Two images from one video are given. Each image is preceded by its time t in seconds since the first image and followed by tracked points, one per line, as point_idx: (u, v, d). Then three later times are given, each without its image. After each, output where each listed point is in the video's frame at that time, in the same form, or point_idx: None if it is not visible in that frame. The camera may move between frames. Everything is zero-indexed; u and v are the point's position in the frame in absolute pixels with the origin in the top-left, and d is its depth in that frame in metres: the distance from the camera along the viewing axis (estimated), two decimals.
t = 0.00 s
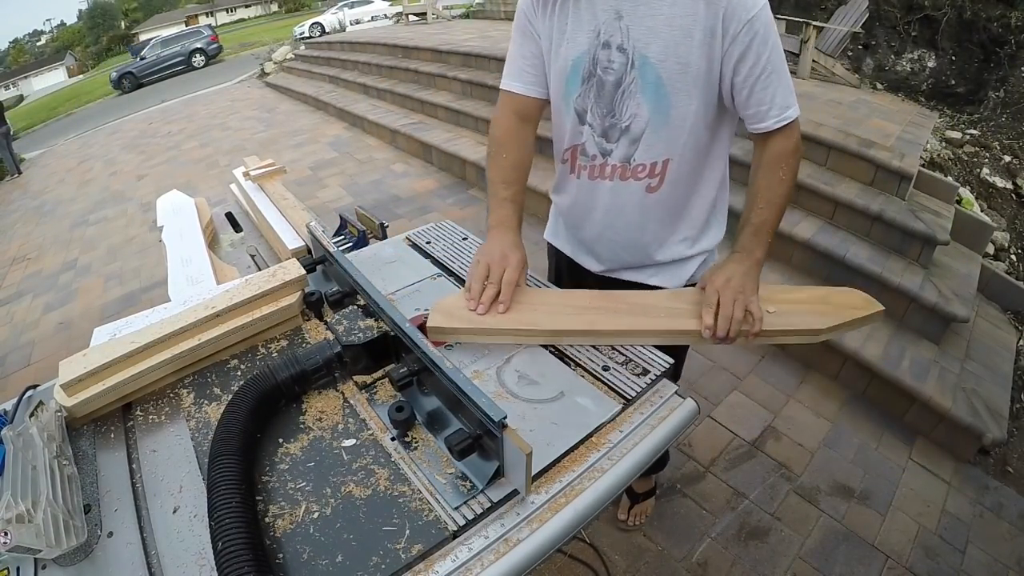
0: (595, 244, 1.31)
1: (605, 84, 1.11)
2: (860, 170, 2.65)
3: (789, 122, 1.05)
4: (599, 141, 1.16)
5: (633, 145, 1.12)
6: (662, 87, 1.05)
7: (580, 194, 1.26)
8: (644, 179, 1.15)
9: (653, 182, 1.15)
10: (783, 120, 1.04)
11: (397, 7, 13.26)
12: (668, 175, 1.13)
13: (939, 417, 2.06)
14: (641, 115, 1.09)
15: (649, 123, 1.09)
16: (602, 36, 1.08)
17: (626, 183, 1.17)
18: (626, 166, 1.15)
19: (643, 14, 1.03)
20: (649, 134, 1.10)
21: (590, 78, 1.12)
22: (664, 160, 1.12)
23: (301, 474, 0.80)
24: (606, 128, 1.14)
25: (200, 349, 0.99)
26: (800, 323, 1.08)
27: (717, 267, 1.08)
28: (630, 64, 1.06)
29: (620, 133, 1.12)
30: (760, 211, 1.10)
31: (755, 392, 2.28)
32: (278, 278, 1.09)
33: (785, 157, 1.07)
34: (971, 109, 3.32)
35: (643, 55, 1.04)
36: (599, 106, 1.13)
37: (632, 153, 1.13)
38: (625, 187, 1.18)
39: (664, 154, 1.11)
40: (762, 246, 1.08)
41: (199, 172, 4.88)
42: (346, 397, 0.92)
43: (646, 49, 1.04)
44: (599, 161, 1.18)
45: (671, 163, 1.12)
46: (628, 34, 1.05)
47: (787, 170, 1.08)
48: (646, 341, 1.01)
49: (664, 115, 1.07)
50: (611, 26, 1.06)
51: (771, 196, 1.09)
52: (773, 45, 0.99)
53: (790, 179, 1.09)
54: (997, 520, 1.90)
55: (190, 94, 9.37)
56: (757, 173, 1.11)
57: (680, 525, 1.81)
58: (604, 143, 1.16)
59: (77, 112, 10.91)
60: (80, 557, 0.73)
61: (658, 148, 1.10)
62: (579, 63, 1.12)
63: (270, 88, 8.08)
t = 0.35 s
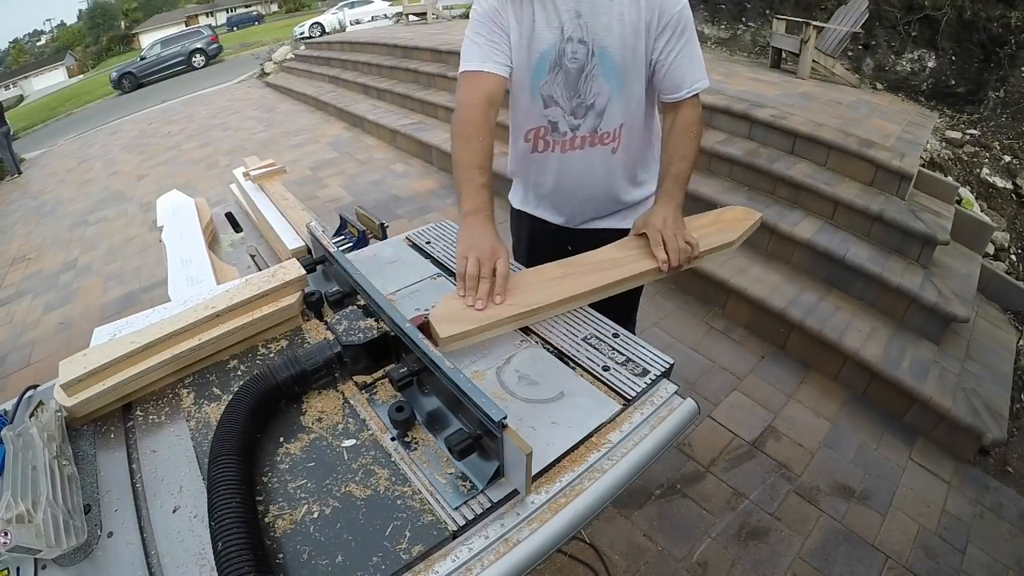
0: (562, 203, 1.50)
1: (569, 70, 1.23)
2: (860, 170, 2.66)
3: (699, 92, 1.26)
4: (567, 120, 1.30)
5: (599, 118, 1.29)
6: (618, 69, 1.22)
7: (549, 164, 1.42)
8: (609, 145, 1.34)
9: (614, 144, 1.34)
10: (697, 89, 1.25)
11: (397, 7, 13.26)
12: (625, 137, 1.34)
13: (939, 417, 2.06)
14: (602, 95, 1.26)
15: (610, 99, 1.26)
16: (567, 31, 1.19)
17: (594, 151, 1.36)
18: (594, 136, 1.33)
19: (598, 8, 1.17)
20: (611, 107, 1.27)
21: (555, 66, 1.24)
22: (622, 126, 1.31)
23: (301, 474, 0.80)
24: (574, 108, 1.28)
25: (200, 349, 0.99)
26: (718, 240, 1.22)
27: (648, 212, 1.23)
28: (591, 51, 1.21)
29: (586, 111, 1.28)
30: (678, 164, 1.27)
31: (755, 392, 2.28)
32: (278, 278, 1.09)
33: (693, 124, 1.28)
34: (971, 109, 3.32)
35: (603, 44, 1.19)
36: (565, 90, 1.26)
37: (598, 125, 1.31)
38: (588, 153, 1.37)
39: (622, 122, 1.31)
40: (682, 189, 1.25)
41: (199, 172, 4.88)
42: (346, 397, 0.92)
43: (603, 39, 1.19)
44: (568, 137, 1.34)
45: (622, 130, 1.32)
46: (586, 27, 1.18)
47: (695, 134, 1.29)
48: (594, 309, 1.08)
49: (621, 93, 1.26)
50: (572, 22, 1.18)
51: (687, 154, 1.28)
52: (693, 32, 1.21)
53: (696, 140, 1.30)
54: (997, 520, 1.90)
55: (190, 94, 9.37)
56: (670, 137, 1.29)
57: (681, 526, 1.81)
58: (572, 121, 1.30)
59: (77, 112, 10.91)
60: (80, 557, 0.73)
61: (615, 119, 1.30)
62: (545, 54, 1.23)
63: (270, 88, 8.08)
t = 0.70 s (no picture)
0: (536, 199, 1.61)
1: (549, 75, 1.29)
2: (860, 171, 2.66)
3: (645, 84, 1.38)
4: (548, 119, 1.39)
5: (575, 115, 1.40)
6: (589, 68, 1.31)
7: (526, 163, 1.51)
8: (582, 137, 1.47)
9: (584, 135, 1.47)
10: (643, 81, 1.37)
11: (397, 7, 13.26)
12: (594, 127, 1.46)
13: (939, 417, 2.06)
14: (577, 95, 1.35)
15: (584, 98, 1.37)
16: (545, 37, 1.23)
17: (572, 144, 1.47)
18: (570, 130, 1.44)
19: (571, 15, 1.22)
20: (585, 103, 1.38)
21: (535, 71, 1.27)
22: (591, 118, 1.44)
23: (301, 474, 0.80)
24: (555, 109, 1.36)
25: (199, 349, 0.99)
26: (633, 204, 1.29)
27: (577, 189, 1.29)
28: (567, 56, 1.27)
29: (564, 109, 1.37)
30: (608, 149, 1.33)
31: (755, 392, 2.28)
32: (278, 278, 1.09)
33: (627, 119, 1.38)
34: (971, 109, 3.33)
35: (577, 49, 1.26)
36: (546, 94, 1.32)
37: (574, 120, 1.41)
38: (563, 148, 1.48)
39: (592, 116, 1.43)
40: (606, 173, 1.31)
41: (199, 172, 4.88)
42: (346, 397, 0.92)
43: (578, 44, 1.26)
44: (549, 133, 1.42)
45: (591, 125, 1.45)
46: (563, 34, 1.23)
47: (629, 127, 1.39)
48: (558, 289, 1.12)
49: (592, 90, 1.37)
50: (547, 29, 1.22)
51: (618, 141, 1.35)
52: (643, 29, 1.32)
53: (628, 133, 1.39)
54: (997, 520, 1.90)
55: (190, 94, 9.37)
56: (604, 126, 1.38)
57: (681, 526, 1.81)
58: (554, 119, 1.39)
59: (77, 112, 10.91)
60: (80, 557, 0.73)
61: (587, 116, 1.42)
62: (525, 61, 1.25)
63: (270, 88, 8.08)
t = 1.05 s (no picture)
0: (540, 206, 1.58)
1: (545, 58, 1.28)
2: (860, 171, 2.66)
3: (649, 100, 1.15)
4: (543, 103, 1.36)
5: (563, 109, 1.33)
6: (575, 64, 1.23)
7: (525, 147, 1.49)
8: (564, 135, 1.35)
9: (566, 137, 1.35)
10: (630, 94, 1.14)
11: (396, 7, 13.26)
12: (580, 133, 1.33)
13: (939, 417, 2.06)
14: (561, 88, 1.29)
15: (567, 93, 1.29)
16: (541, 23, 1.25)
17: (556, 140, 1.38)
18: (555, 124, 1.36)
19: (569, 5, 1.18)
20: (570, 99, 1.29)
21: (535, 53, 1.30)
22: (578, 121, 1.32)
23: (301, 474, 0.80)
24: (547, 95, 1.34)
25: (199, 349, 0.99)
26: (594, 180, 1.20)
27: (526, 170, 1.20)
28: (558, 42, 1.23)
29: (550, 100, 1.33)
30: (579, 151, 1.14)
31: (755, 392, 2.28)
32: (278, 278, 1.09)
33: (616, 125, 1.15)
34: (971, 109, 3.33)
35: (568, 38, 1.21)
36: (541, 75, 1.32)
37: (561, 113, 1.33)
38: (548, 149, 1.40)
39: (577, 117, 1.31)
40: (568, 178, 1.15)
41: (199, 172, 4.88)
42: (346, 397, 0.92)
43: (569, 33, 1.20)
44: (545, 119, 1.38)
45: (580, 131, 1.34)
46: (558, 20, 1.21)
47: (619, 138, 1.16)
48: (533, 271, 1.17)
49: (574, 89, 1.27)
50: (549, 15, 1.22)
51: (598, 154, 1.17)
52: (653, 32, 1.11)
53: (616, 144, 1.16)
54: (997, 520, 1.90)
55: (190, 94, 9.36)
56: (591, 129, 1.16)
57: (681, 526, 1.81)
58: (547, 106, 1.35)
59: (77, 112, 10.91)
60: (80, 557, 0.73)
61: (571, 113, 1.32)
62: (529, 41, 1.29)
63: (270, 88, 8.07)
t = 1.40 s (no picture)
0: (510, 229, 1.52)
1: (482, 82, 1.26)
2: (860, 170, 2.66)
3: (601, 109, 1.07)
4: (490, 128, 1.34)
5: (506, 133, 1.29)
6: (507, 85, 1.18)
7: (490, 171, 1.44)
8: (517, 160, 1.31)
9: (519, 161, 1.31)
10: (586, 108, 1.06)
11: (397, 7, 13.26)
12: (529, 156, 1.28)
13: (939, 417, 2.06)
14: (501, 111, 1.24)
15: (507, 115, 1.23)
16: (472, 46, 1.22)
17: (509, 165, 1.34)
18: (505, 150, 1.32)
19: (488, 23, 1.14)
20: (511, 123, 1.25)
21: (475, 77, 1.28)
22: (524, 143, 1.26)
23: (301, 474, 0.80)
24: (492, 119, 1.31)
25: (199, 349, 0.99)
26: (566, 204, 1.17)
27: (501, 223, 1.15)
28: (488, 65, 1.20)
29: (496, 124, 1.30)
30: (548, 188, 1.11)
31: (755, 392, 2.28)
32: (278, 278, 1.09)
33: (581, 150, 1.09)
34: (971, 109, 3.33)
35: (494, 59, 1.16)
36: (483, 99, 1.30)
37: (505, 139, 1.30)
38: (517, 175, 1.34)
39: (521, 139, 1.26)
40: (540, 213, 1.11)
41: (199, 172, 4.88)
42: (346, 397, 0.92)
43: (494, 54, 1.15)
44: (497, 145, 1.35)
45: (541, 154, 1.27)
46: (481, 41, 1.17)
47: (583, 163, 1.10)
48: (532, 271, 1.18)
49: (514, 110, 1.21)
50: (475, 38, 1.19)
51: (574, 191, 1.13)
52: (581, 35, 0.99)
53: (582, 171, 1.11)
54: (997, 520, 1.90)
55: (190, 94, 9.36)
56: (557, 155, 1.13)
57: (680, 526, 1.81)
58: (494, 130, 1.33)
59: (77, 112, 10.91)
60: (80, 557, 0.73)
61: (517, 136, 1.26)
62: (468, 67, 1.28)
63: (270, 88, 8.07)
